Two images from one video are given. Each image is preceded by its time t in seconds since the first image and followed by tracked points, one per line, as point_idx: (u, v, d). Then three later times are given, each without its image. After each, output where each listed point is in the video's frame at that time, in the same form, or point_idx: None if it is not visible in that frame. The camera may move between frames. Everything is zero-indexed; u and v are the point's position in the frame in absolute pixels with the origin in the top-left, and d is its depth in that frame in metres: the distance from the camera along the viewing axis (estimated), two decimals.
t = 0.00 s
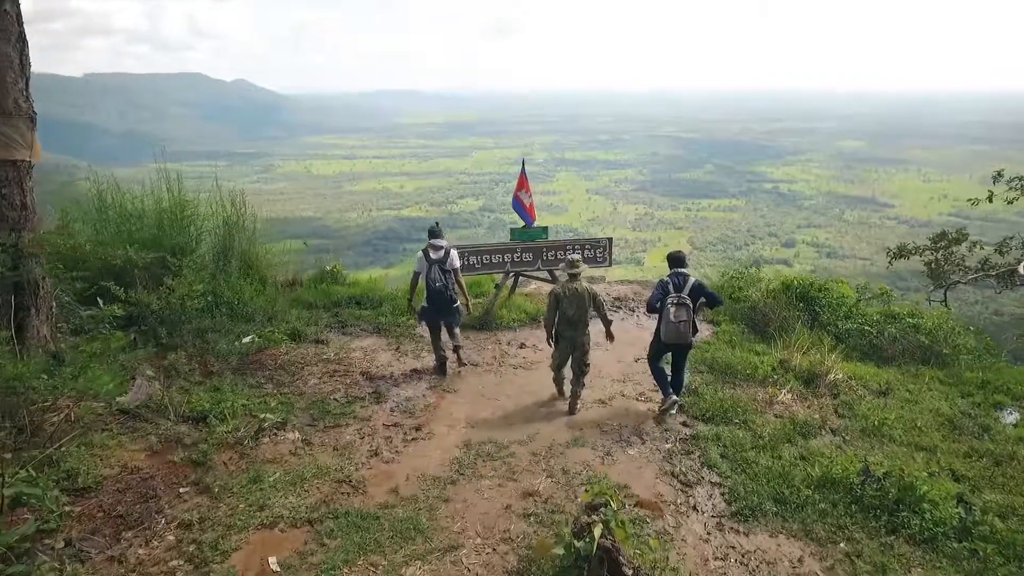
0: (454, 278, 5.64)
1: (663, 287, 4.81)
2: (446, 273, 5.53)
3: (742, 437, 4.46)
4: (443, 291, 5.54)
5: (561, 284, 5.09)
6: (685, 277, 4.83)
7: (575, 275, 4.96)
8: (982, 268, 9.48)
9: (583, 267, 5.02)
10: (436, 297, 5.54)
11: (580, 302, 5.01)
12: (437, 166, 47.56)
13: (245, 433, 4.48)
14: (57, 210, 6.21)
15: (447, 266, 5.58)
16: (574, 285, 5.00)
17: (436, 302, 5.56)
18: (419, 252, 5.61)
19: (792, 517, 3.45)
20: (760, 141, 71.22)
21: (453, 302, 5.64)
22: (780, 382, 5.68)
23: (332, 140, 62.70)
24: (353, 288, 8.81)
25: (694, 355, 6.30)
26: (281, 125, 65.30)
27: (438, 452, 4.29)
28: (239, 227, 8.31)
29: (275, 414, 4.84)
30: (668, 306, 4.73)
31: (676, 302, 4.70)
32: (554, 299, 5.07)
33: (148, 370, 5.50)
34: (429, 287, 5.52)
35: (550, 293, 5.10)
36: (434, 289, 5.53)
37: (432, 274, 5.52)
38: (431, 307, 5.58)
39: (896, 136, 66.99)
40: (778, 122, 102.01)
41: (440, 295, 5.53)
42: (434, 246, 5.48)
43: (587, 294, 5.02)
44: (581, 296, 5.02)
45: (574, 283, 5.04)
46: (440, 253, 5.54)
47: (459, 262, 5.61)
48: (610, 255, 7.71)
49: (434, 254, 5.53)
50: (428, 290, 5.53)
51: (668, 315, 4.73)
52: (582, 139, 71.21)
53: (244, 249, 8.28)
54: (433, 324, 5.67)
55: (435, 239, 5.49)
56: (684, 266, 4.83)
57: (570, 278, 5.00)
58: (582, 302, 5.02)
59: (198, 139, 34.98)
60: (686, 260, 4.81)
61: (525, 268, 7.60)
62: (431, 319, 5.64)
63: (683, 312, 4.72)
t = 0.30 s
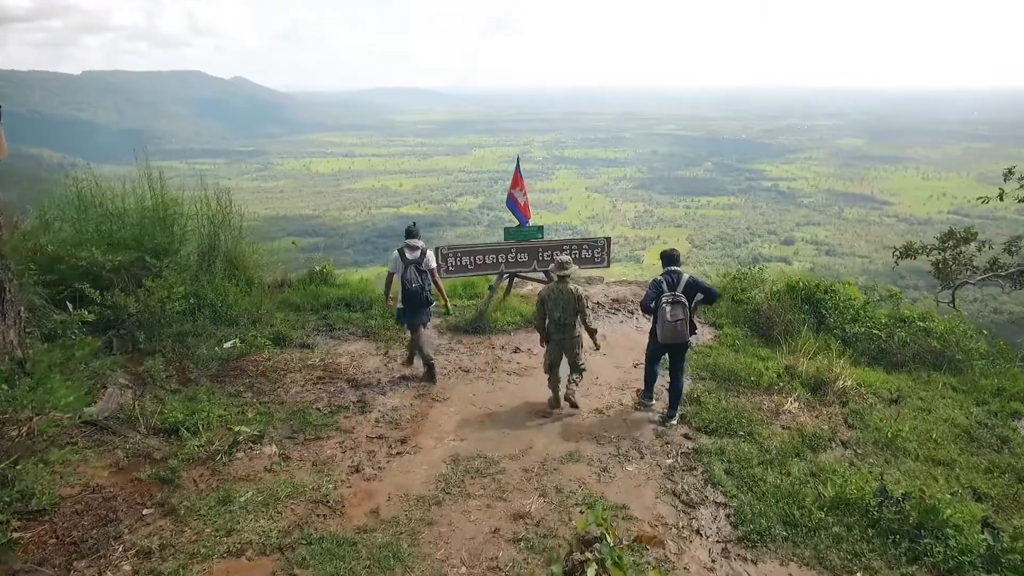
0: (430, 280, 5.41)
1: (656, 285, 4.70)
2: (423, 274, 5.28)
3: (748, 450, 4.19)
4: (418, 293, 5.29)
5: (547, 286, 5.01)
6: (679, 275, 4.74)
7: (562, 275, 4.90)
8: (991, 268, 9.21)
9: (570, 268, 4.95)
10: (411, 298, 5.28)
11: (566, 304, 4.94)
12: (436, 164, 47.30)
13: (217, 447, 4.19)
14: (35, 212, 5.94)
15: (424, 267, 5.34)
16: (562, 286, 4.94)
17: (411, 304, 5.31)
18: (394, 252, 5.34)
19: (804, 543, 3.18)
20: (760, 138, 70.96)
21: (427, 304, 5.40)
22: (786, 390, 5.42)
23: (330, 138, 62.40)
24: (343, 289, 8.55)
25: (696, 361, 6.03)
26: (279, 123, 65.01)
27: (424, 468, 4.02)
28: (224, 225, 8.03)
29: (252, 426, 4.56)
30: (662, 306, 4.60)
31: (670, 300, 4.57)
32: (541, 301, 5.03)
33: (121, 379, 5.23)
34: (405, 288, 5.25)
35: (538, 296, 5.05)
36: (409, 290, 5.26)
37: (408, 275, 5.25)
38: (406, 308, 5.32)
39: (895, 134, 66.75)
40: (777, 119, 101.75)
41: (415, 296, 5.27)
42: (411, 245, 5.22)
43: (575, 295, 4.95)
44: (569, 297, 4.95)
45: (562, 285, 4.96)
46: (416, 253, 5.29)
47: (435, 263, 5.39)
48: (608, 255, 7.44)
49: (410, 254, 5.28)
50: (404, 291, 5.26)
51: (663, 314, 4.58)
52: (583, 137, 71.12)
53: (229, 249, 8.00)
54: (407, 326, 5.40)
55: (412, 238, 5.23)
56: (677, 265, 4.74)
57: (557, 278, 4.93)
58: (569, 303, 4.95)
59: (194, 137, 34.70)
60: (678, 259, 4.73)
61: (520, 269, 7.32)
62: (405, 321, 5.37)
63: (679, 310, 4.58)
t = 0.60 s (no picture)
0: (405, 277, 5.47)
1: (642, 285, 4.61)
2: (397, 273, 5.34)
3: (755, 467, 3.91)
4: (394, 291, 5.36)
5: (542, 283, 4.89)
6: (665, 274, 4.66)
7: (556, 274, 4.74)
8: (1000, 268, 8.93)
9: (566, 266, 4.80)
10: (387, 297, 5.37)
11: (559, 303, 4.78)
12: (435, 162, 46.96)
13: (185, 464, 3.89)
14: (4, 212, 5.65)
15: (398, 265, 5.39)
16: (557, 284, 4.79)
17: (389, 302, 5.40)
18: (367, 252, 5.37)
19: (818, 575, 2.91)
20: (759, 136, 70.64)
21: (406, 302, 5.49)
22: (793, 398, 5.13)
23: (329, 136, 62.08)
24: (332, 291, 8.26)
25: (697, 368, 5.75)
26: (277, 120, 64.67)
27: (406, 487, 3.73)
28: (207, 224, 7.72)
29: (225, 440, 4.27)
30: (649, 306, 4.54)
31: (657, 301, 4.50)
32: (535, 299, 4.90)
33: (89, 388, 4.93)
34: (381, 288, 5.32)
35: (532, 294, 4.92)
36: (386, 290, 5.34)
37: (383, 274, 5.31)
38: (384, 307, 5.42)
39: (893, 131, 66.50)
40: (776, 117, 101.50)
41: (392, 295, 5.35)
42: (384, 244, 5.25)
43: (569, 295, 4.78)
44: (562, 297, 4.80)
45: (557, 283, 4.82)
46: (389, 251, 5.34)
47: (409, 260, 5.42)
48: (606, 255, 7.15)
49: (384, 253, 5.32)
50: (380, 292, 5.33)
51: (649, 315, 4.54)
52: (582, 135, 70.76)
53: (213, 249, 7.69)
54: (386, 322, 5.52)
55: (384, 238, 5.25)
56: (664, 264, 4.65)
57: (552, 277, 4.78)
58: (562, 303, 4.79)
59: (191, 133, 34.36)
60: (664, 257, 4.66)
61: (514, 269, 7.02)
62: (384, 318, 5.47)
63: (664, 311, 4.52)
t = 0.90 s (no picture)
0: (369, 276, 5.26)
1: (630, 277, 4.46)
2: (358, 274, 5.13)
3: (764, 491, 3.56)
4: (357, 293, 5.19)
5: (541, 284, 4.61)
6: (655, 268, 4.51)
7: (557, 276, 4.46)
8: (1011, 268, 8.59)
9: (567, 266, 4.50)
10: (351, 299, 5.20)
11: (559, 307, 4.52)
12: (433, 160, 46.55)
13: (135, 489, 3.53)
14: None
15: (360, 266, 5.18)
16: (558, 287, 4.50)
17: (354, 305, 5.22)
18: (328, 253, 5.17)
19: None
20: (757, 133, 70.31)
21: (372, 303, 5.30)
22: (802, 410, 4.79)
23: (326, 133, 61.68)
24: (316, 293, 7.90)
25: (698, 377, 5.40)
26: (275, 117, 64.25)
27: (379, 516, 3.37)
28: (183, 224, 7.35)
29: (185, 460, 3.90)
30: (636, 299, 4.38)
31: (645, 293, 4.35)
32: (533, 300, 4.62)
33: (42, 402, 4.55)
34: (344, 291, 5.14)
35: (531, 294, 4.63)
36: (349, 293, 5.15)
37: (345, 276, 5.12)
38: (349, 310, 5.24)
39: (891, 128, 66.30)
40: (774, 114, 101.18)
41: (356, 297, 5.17)
42: (343, 245, 5.05)
43: (571, 300, 4.49)
44: (563, 301, 4.52)
45: (557, 285, 4.54)
46: (350, 251, 5.11)
47: (372, 259, 5.19)
48: (601, 256, 6.79)
49: (345, 254, 5.09)
50: (344, 294, 5.15)
51: (636, 308, 4.38)
52: (580, 132, 70.36)
53: (189, 250, 7.32)
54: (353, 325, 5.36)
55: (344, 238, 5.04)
56: (654, 257, 4.52)
57: (552, 279, 4.49)
58: (562, 306, 4.52)
59: (188, 128, 33.95)
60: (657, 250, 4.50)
61: (504, 270, 6.65)
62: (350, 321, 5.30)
63: (652, 304, 4.38)
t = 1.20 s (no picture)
0: (336, 273, 5.37)
1: (627, 278, 4.30)
2: (322, 269, 5.25)
3: (776, 518, 3.24)
4: (319, 286, 5.32)
5: (539, 283, 4.44)
6: (654, 269, 4.33)
7: (554, 275, 4.27)
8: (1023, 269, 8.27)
9: (564, 265, 4.30)
10: (313, 291, 5.35)
11: (557, 306, 4.34)
12: (431, 158, 46.23)
13: (80, 519, 3.18)
14: None
15: (327, 260, 5.29)
16: (554, 285, 4.33)
17: (312, 298, 5.36)
18: (303, 243, 5.37)
19: None
20: (756, 130, 69.96)
21: (332, 300, 5.40)
22: (812, 424, 4.48)
23: (325, 130, 61.34)
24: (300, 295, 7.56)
25: (701, 387, 5.07)
26: (273, 115, 63.91)
27: (350, 550, 3.05)
28: (160, 223, 7.02)
29: (141, 483, 3.56)
30: (633, 301, 4.24)
31: (641, 295, 4.21)
32: (531, 299, 4.46)
33: None
34: (304, 283, 5.29)
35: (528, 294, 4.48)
36: (309, 286, 5.30)
37: (309, 269, 5.28)
38: (309, 302, 5.40)
39: (888, 125, 66.07)
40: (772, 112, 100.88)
41: (313, 291, 5.31)
42: (312, 238, 5.20)
43: (568, 297, 4.33)
44: (561, 300, 4.34)
45: (554, 284, 4.36)
46: (320, 245, 5.25)
47: (340, 256, 5.28)
48: (598, 257, 6.45)
49: (314, 246, 5.24)
50: (303, 286, 5.31)
51: (633, 311, 4.25)
52: (579, 129, 69.98)
53: (167, 250, 6.99)
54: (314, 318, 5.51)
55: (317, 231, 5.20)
56: (653, 255, 4.34)
57: (549, 277, 4.31)
58: (560, 306, 4.34)
59: (185, 126, 33.66)
60: (656, 250, 4.34)
61: (495, 272, 6.29)
62: (310, 313, 5.45)
63: (648, 307, 4.24)
